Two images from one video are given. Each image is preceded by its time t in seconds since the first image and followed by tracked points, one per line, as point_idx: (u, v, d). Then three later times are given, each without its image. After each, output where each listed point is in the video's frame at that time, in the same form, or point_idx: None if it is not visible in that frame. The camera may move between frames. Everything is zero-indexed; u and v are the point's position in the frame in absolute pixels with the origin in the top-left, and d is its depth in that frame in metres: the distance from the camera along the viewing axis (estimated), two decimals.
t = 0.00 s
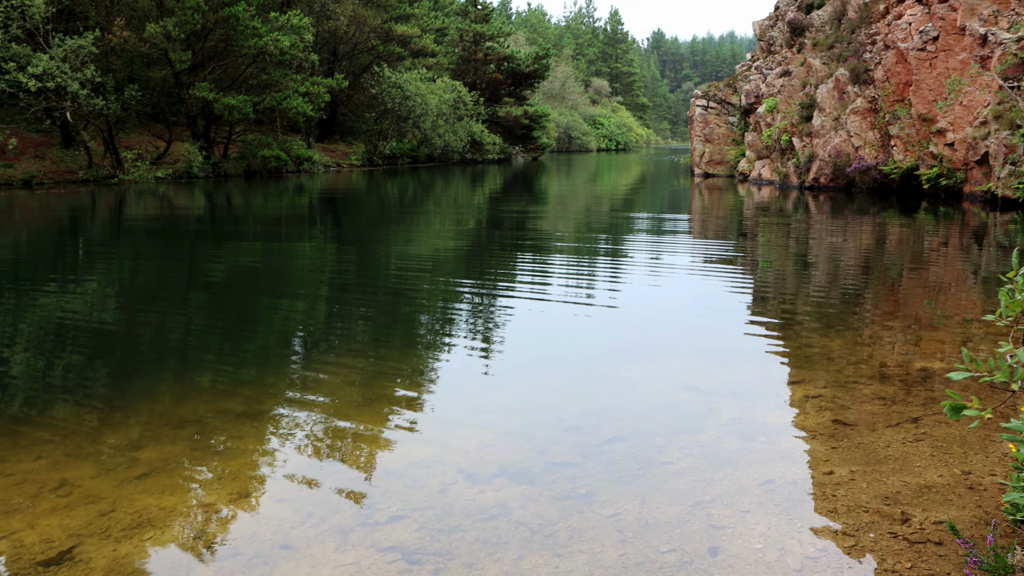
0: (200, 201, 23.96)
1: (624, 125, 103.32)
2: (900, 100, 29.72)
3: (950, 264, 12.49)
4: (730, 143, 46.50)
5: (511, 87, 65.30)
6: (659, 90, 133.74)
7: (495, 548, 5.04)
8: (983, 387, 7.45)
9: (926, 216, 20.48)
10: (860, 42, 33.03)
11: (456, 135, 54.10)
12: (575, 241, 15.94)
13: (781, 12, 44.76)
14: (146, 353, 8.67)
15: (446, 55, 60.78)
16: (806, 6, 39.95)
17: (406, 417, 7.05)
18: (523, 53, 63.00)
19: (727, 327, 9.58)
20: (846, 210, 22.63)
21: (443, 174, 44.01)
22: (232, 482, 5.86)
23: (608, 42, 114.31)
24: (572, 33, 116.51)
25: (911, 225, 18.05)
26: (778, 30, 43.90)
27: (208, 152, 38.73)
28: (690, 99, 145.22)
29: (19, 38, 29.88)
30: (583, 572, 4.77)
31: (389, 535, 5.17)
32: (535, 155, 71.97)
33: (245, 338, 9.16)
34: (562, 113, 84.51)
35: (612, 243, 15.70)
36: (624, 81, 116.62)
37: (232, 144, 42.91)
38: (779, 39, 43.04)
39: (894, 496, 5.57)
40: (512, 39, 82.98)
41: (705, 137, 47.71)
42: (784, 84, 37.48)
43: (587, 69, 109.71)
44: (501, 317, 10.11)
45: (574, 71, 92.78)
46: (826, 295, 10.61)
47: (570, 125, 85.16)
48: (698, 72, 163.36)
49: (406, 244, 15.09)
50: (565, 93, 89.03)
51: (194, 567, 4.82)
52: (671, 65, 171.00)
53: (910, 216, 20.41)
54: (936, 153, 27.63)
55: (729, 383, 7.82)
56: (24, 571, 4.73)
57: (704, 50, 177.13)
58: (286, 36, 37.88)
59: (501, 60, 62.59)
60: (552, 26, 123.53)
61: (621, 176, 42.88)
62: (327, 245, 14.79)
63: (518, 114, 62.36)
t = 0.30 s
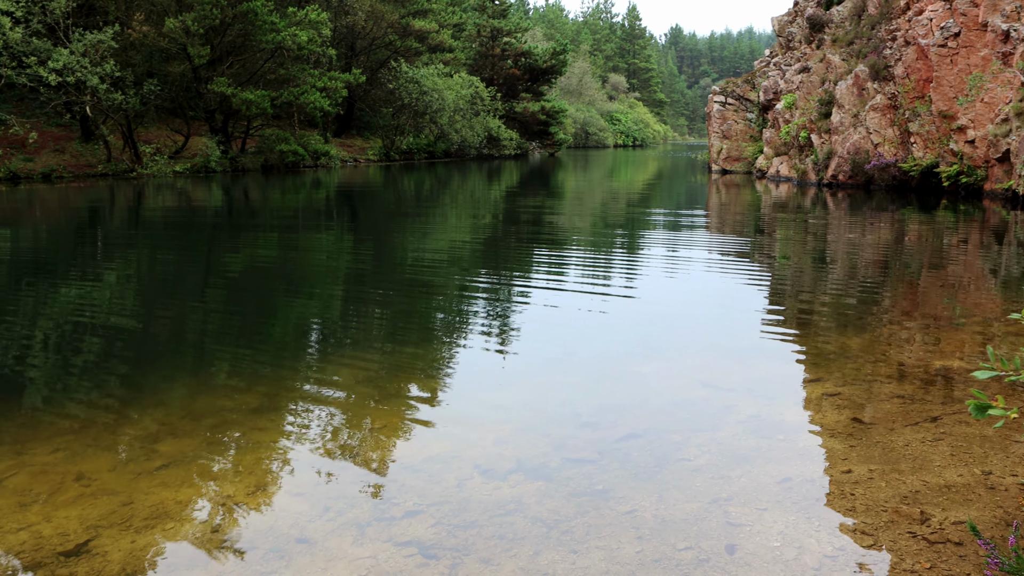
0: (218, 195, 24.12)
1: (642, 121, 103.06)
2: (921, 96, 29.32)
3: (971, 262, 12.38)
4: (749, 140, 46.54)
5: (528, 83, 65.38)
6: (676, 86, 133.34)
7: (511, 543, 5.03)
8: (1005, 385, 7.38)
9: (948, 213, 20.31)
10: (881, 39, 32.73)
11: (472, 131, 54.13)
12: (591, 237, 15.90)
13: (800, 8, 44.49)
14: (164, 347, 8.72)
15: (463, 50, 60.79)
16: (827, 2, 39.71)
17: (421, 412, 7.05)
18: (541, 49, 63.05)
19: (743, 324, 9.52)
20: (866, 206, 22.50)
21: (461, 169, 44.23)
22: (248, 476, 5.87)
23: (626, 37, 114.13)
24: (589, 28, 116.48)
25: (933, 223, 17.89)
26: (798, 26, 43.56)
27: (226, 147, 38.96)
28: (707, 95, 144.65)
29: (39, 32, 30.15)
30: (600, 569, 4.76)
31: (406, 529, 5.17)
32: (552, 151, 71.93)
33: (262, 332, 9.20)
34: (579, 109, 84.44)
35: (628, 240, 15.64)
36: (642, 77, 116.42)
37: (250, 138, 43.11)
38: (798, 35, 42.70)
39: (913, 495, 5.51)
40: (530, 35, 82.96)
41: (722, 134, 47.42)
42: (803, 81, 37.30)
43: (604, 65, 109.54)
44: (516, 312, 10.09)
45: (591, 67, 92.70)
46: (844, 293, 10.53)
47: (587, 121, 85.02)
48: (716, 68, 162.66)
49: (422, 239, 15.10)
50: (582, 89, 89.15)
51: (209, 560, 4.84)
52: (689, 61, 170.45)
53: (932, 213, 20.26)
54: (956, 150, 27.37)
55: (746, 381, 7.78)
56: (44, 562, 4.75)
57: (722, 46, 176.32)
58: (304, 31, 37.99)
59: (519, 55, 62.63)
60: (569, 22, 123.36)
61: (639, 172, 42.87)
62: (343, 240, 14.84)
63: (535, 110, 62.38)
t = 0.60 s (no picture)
0: (232, 193, 24.24)
1: (657, 120, 102.82)
2: (938, 96, 29.04)
3: (989, 263, 12.28)
4: (764, 139, 46.38)
5: (543, 82, 65.38)
6: (691, 85, 133.03)
7: (527, 543, 5.03)
8: None
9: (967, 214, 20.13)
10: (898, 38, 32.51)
11: (487, 130, 54.18)
12: (606, 236, 15.84)
13: (817, 6, 44.27)
14: (179, 345, 8.75)
15: (478, 49, 60.85)
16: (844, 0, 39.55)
17: (435, 411, 7.05)
18: (556, 48, 63.05)
19: (757, 325, 9.47)
20: (884, 206, 22.36)
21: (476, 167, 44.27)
22: (263, 475, 5.88)
23: (641, 36, 113.92)
24: (604, 27, 116.39)
25: (951, 223, 17.75)
26: (815, 24, 43.25)
27: (241, 145, 39.16)
28: (722, 94, 144.19)
29: (57, 31, 30.40)
30: (616, 570, 4.74)
31: (421, 529, 5.17)
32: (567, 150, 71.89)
33: (277, 330, 9.23)
34: (594, 108, 84.37)
35: (643, 239, 15.59)
36: (656, 76, 116.22)
37: (265, 137, 43.30)
38: (815, 34, 42.47)
39: (932, 498, 5.45)
40: (545, 34, 83.00)
41: (738, 133, 47.24)
42: (819, 80, 37.18)
43: (619, 64, 109.44)
44: (530, 312, 10.07)
45: (606, 67, 92.68)
46: (860, 294, 10.47)
47: (602, 120, 84.86)
48: (731, 67, 162.04)
49: (436, 238, 15.10)
50: (597, 88, 89.49)
51: (222, 560, 4.85)
52: (704, 60, 170.14)
53: (950, 214, 20.12)
54: (974, 150, 27.13)
55: (763, 382, 7.74)
56: (62, 558, 4.78)
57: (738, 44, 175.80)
58: (319, 30, 38.11)
59: (534, 54, 62.68)
60: (584, 21, 123.28)
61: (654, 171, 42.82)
62: (357, 238, 14.87)
63: (549, 109, 62.40)
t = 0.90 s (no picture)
0: (249, 192, 24.40)
1: (673, 119, 102.60)
2: (958, 95, 28.69)
3: (1010, 264, 12.17)
4: (781, 139, 46.15)
5: (558, 81, 65.42)
6: (708, 85, 132.66)
7: (545, 544, 5.02)
8: None
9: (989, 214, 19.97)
10: (917, 36, 32.10)
11: (503, 130, 54.28)
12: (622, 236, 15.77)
13: (835, 5, 44.02)
14: (195, 344, 8.78)
15: (495, 49, 61.00)
16: None
17: (449, 411, 7.04)
18: (572, 47, 63.08)
19: (774, 326, 9.40)
20: (902, 207, 22.21)
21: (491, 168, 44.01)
22: (279, 474, 5.89)
23: (657, 35, 113.71)
24: (620, 27, 116.39)
25: (971, 223, 17.62)
26: (833, 24, 43.04)
27: (259, 145, 39.43)
28: (739, 93, 143.76)
29: (77, 31, 30.72)
30: (634, 571, 4.73)
31: (439, 528, 5.17)
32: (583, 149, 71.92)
33: (292, 329, 9.28)
34: (610, 108, 84.33)
35: (659, 239, 15.51)
36: (672, 75, 116.03)
37: (282, 136, 43.55)
38: (833, 33, 42.34)
39: (953, 501, 5.38)
40: (561, 33, 83.08)
41: (755, 132, 46.74)
42: (837, 79, 37.05)
43: (635, 63, 109.40)
44: (546, 312, 10.04)
45: (622, 66, 92.78)
46: (878, 294, 10.39)
47: (618, 119, 84.79)
48: (748, 65, 161.31)
49: (451, 238, 15.11)
50: (613, 88, 89.73)
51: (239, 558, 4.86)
52: (720, 59, 170.01)
53: (969, 214, 19.97)
54: (994, 150, 26.91)
55: (780, 383, 7.69)
56: (83, 555, 4.81)
57: (755, 43, 175.46)
58: (336, 30, 38.25)
59: (550, 54, 62.75)
60: (600, 20, 123.27)
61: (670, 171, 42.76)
62: (372, 238, 14.91)
63: (565, 108, 62.46)
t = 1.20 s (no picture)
0: (264, 190, 24.54)
1: (687, 119, 102.21)
2: (976, 95, 28.45)
3: None
4: (797, 139, 45.93)
5: (573, 80, 65.44)
6: (722, 84, 132.27)
7: (560, 543, 5.01)
8: None
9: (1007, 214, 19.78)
10: (934, 35, 31.79)
11: (517, 129, 54.28)
12: (635, 235, 15.71)
13: (851, 3, 43.70)
14: (210, 342, 8.79)
15: (509, 48, 61.08)
16: None
17: (461, 409, 7.05)
18: (586, 46, 63.04)
19: (788, 326, 9.35)
20: (918, 207, 22.01)
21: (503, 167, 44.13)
22: (292, 471, 5.91)
23: (671, 34, 113.50)
24: (634, 26, 116.26)
25: (988, 223, 17.48)
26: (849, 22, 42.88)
27: (273, 143, 39.59)
28: (753, 92, 143.24)
29: (94, 30, 30.93)
30: (650, 571, 4.71)
31: (454, 527, 5.18)
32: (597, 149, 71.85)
33: (306, 327, 9.30)
34: (624, 107, 84.19)
35: (672, 238, 15.46)
36: (687, 75, 115.84)
37: (297, 135, 43.71)
38: (849, 32, 42.19)
39: (971, 503, 5.34)
40: (575, 32, 83.02)
41: (770, 132, 46.94)
42: (853, 79, 36.87)
43: (649, 62, 109.28)
44: (558, 311, 10.02)
45: (636, 65, 92.72)
46: (893, 295, 10.33)
47: (632, 119, 84.66)
48: (762, 65, 160.60)
49: (465, 236, 15.13)
50: (627, 87, 89.72)
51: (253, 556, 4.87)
52: (734, 58, 169.69)
53: (986, 214, 19.80)
54: (1012, 150, 26.63)
55: (796, 383, 7.66)
56: (100, 551, 4.84)
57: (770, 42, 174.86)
58: (351, 29, 38.35)
59: (564, 53, 62.71)
60: (614, 19, 123.12)
61: (684, 170, 42.60)
62: (386, 236, 14.94)
63: (579, 107, 62.45)
